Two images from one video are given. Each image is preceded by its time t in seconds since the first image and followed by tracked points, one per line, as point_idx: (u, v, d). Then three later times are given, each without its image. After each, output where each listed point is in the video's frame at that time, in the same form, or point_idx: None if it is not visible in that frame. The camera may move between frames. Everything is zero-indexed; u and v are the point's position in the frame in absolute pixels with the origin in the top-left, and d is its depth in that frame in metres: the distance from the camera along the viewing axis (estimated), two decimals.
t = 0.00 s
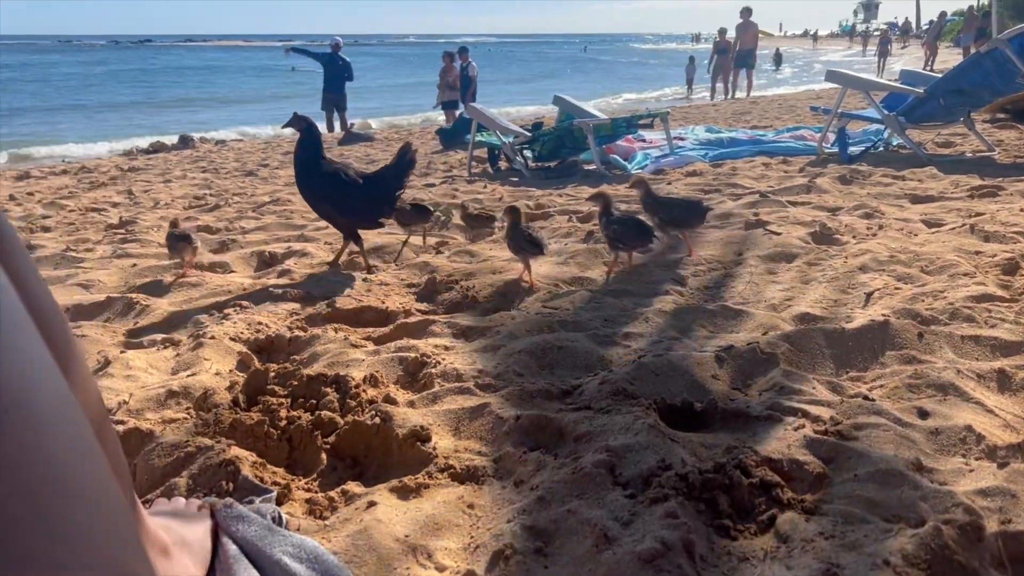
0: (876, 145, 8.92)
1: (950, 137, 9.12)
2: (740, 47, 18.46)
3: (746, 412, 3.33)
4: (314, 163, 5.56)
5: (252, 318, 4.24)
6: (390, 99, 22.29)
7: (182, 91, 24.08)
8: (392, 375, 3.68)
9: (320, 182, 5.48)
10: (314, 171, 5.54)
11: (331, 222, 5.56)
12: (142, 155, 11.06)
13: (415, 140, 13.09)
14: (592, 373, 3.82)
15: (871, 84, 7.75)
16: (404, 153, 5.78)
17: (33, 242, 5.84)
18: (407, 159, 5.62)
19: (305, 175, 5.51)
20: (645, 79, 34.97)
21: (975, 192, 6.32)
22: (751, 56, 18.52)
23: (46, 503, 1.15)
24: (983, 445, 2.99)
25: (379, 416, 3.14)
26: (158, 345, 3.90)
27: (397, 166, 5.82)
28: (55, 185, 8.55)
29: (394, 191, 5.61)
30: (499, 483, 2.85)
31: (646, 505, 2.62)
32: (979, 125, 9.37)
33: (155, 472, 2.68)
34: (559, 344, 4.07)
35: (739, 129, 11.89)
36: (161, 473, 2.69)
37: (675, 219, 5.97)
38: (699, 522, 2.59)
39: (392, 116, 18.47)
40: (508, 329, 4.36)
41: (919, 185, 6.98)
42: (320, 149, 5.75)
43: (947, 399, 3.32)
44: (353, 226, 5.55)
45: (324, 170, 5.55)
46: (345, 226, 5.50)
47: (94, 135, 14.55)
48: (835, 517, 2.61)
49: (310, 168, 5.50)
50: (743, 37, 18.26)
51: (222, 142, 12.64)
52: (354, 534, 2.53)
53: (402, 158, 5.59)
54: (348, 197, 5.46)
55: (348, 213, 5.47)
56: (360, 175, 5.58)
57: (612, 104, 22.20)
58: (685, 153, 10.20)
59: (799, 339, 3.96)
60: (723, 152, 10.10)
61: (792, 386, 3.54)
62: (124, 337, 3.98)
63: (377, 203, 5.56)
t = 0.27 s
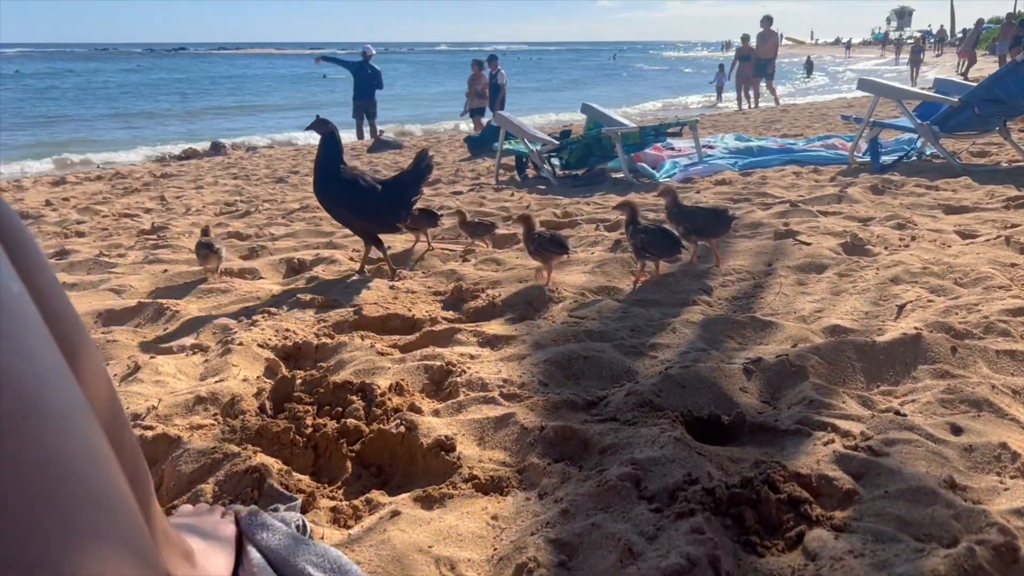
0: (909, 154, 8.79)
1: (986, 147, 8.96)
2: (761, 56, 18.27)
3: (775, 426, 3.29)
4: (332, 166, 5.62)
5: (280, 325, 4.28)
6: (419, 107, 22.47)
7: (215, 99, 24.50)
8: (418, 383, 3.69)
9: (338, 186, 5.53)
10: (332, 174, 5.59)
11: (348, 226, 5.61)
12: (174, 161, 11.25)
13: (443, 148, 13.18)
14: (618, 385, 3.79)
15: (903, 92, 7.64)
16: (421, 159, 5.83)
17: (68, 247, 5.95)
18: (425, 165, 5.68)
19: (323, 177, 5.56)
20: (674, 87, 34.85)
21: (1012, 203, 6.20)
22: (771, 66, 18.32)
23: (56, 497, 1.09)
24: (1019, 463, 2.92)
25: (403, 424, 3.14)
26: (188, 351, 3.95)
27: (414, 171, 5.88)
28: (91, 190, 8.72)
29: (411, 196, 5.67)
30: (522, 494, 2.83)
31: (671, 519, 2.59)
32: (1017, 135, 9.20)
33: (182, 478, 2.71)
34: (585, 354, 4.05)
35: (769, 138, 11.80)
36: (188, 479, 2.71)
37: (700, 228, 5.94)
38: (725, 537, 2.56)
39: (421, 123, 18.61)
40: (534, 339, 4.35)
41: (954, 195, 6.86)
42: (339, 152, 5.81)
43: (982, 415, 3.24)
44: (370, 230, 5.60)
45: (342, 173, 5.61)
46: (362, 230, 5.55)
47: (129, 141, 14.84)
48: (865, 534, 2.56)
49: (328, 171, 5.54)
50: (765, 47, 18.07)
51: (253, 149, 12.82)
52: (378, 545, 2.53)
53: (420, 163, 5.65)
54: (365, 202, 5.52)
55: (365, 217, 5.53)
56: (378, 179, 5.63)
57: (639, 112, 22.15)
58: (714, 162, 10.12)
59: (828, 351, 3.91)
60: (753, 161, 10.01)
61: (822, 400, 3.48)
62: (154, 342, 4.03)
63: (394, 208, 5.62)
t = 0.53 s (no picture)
0: (938, 164, 8.66)
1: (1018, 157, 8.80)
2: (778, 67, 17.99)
3: (798, 439, 3.24)
4: (349, 173, 5.66)
5: (302, 331, 4.31)
6: (443, 115, 22.58)
7: (243, 106, 24.84)
8: (438, 392, 3.69)
9: (353, 194, 5.59)
10: (348, 181, 5.65)
11: (363, 233, 5.70)
12: (202, 168, 11.41)
13: (466, 156, 13.23)
14: (640, 396, 3.76)
15: (932, 101, 7.50)
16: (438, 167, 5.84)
17: (97, 252, 6.05)
18: (440, 175, 5.69)
19: (339, 184, 5.62)
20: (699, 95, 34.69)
21: None
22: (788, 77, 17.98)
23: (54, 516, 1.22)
24: None
25: (423, 432, 3.14)
26: (210, 356, 3.98)
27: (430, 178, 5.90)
28: (120, 196, 8.87)
29: (424, 206, 5.70)
30: (541, 505, 2.81)
31: (692, 533, 2.56)
32: None
33: (202, 484, 2.72)
34: (606, 364, 4.03)
35: (795, 147, 11.69)
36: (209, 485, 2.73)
37: (723, 237, 5.89)
38: (747, 553, 2.52)
39: (445, 131, 18.70)
40: (554, 349, 4.33)
41: (984, 206, 6.75)
42: (357, 157, 5.85)
43: (1012, 431, 3.17)
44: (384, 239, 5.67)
45: (358, 181, 5.66)
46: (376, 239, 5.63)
47: (159, 148, 15.10)
48: (890, 551, 2.50)
49: (344, 179, 5.61)
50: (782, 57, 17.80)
51: (279, 156, 12.97)
52: (394, 554, 2.52)
53: (435, 174, 5.66)
54: (379, 211, 5.58)
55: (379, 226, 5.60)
56: (393, 188, 5.67)
57: (664, 121, 22.07)
58: (739, 171, 10.05)
59: (854, 364, 3.85)
60: (778, 170, 9.92)
61: (847, 413, 3.43)
62: (177, 347, 4.08)
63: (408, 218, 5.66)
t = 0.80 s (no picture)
0: (965, 173, 8.54)
1: None
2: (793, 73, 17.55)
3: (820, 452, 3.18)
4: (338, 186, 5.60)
5: (321, 337, 4.32)
6: (465, 123, 22.67)
7: (267, 114, 25.14)
8: (456, 399, 3.67)
9: (347, 206, 5.51)
10: (341, 194, 5.57)
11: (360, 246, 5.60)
12: (226, 174, 11.53)
13: (488, 164, 13.26)
14: (659, 405, 3.72)
15: (958, 109, 7.36)
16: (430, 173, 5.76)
17: (121, 257, 6.12)
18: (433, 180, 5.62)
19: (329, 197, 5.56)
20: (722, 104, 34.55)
21: None
22: (804, 82, 17.39)
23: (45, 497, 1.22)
24: None
25: (439, 439, 3.12)
26: (230, 361, 4.00)
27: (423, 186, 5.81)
28: (145, 201, 8.98)
29: (421, 212, 5.61)
30: (557, 514, 2.78)
31: (710, 546, 2.51)
32: None
33: (218, 488, 2.72)
34: (625, 373, 4.00)
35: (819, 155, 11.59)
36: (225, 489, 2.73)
37: (745, 246, 5.83)
38: (767, 567, 2.46)
39: (467, 139, 18.77)
40: (572, 357, 4.31)
41: (1012, 216, 6.64)
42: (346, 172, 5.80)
43: None
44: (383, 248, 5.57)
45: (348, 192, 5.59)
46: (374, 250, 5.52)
47: (185, 154, 15.31)
48: (914, 567, 2.44)
49: (337, 193, 5.55)
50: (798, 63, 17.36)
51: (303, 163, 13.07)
52: (408, 562, 2.50)
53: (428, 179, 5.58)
54: (375, 220, 5.49)
55: (376, 236, 5.50)
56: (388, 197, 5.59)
57: (686, 129, 22.00)
58: (762, 179, 9.96)
59: (878, 375, 3.80)
60: (802, 179, 9.83)
61: (871, 425, 3.37)
62: (197, 352, 4.10)
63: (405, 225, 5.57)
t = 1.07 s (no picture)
0: (991, 183, 8.43)
1: None
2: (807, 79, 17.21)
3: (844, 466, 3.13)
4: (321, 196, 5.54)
5: (341, 343, 4.33)
6: (486, 130, 22.75)
7: (290, 121, 25.39)
8: (474, 408, 3.66)
9: (333, 219, 5.47)
10: (325, 206, 5.52)
11: (348, 258, 5.58)
12: (249, 180, 11.63)
13: (508, 171, 13.29)
14: (680, 417, 3.68)
15: (984, 118, 7.26)
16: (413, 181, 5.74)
17: (145, 262, 6.18)
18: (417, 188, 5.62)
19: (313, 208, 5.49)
20: (743, 112, 34.42)
21: None
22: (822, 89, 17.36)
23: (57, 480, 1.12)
24: None
25: (457, 448, 3.11)
26: (250, 367, 4.02)
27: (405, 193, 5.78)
28: (169, 207, 9.07)
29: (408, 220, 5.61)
30: (575, 526, 2.75)
31: (732, 561, 2.47)
32: None
33: (237, 495, 2.72)
34: (645, 384, 3.97)
35: (841, 164, 11.49)
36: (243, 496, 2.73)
37: (767, 256, 5.79)
38: None
39: (487, 146, 18.82)
40: (592, 366, 4.28)
41: None
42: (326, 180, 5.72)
43: None
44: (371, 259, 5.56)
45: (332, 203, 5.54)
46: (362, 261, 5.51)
47: (209, 160, 15.49)
48: None
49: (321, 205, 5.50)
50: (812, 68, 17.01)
51: (325, 169, 13.15)
52: (426, 572, 2.48)
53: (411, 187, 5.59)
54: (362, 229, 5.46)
55: (363, 247, 5.48)
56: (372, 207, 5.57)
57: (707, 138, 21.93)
58: (784, 188, 9.88)
59: (903, 388, 3.75)
60: (825, 188, 9.73)
61: (896, 440, 3.31)
62: (218, 357, 4.12)
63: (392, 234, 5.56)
